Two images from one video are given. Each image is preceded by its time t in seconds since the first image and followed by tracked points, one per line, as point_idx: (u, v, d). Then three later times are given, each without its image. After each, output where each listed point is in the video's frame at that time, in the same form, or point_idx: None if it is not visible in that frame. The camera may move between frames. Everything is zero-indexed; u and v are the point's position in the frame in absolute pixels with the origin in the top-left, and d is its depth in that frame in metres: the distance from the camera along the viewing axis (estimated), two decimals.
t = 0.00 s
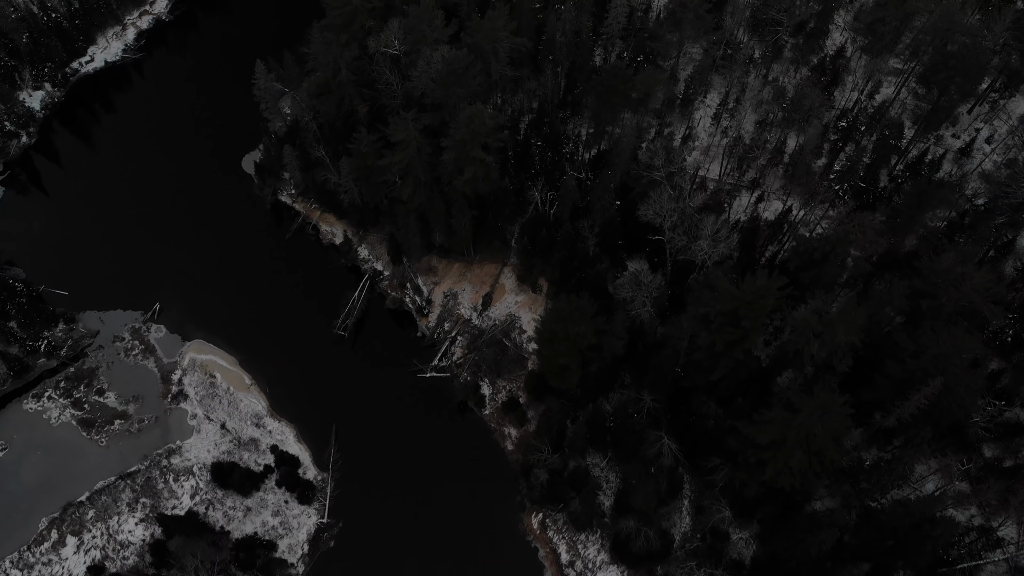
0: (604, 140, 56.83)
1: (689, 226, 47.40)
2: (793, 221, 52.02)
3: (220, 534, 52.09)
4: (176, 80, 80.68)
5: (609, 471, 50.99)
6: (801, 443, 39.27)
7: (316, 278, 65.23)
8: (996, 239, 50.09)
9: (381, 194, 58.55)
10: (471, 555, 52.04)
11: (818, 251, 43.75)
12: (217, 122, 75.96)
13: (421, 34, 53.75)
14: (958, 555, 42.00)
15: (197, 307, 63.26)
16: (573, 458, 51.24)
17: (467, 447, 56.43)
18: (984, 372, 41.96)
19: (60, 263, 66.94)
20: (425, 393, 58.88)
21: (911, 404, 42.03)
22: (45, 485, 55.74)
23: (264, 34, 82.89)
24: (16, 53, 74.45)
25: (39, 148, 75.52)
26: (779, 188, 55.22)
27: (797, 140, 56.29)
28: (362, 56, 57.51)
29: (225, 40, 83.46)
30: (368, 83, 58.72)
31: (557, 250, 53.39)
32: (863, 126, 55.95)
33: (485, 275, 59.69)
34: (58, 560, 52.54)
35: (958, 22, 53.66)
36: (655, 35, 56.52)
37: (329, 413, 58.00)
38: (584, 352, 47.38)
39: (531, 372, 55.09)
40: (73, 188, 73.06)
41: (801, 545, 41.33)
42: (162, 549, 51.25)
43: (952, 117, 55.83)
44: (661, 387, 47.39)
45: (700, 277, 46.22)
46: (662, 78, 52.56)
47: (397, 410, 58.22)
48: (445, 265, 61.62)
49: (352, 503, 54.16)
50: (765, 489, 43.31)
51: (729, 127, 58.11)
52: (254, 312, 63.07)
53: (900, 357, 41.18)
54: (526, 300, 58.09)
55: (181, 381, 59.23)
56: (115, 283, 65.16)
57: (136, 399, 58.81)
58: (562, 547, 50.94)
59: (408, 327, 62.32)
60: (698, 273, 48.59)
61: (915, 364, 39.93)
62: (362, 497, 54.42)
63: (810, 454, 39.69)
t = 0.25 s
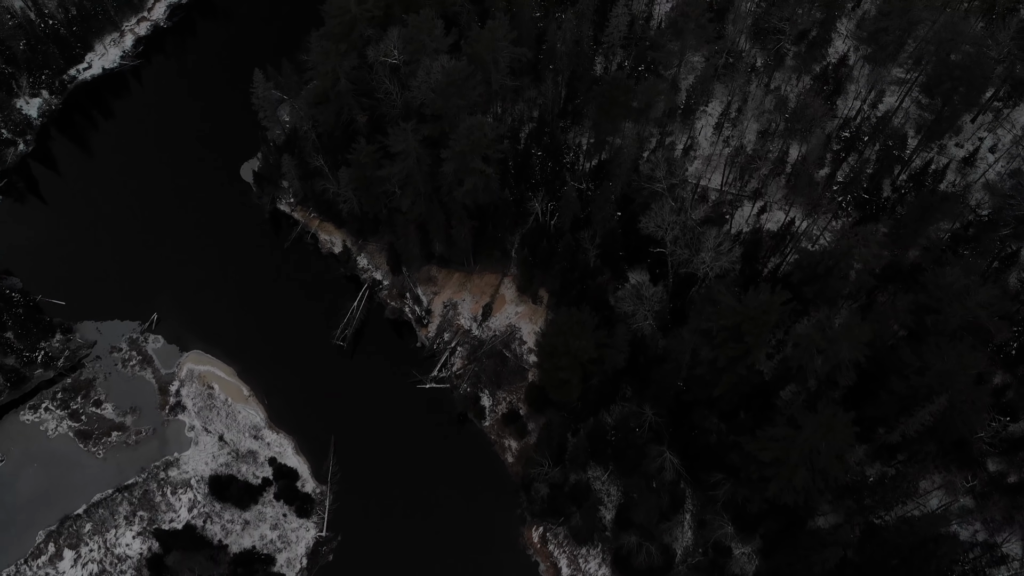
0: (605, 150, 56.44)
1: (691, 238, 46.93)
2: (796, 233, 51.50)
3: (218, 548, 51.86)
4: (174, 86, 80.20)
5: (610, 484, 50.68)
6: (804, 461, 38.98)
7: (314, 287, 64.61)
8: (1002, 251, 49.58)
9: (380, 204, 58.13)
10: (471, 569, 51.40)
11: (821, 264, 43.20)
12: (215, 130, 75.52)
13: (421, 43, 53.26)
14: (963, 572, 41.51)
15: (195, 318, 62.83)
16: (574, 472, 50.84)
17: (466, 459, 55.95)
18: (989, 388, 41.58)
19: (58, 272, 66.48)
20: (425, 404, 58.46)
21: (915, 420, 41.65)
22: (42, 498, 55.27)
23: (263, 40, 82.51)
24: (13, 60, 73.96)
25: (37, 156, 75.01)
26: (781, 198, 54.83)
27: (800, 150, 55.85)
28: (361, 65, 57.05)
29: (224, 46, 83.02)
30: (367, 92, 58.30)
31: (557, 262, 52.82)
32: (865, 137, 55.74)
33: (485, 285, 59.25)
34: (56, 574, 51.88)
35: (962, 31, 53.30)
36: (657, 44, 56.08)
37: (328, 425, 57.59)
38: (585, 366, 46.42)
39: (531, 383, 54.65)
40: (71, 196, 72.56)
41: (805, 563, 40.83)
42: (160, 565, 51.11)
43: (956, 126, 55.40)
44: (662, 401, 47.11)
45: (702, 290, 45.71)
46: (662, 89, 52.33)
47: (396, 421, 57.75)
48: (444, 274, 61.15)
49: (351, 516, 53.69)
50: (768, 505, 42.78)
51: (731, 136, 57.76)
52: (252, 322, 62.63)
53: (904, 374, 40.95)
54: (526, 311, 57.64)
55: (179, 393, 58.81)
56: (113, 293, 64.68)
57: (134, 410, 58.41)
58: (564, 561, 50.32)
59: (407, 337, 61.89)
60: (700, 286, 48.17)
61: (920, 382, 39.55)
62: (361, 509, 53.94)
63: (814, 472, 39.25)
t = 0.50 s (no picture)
0: (606, 159, 56.09)
1: (692, 251, 46.45)
2: (799, 243, 51.21)
3: (216, 559, 51.48)
4: (173, 92, 79.78)
5: (612, 496, 50.34)
6: (808, 477, 38.47)
7: (313, 296, 64.36)
8: (1006, 261, 49.20)
9: (380, 213, 57.74)
10: None
11: (822, 277, 43.07)
12: (214, 136, 75.11)
13: (420, 52, 52.89)
14: None
15: (193, 327, 62.42)
16: (575, 484, 50.47)
17: (466, 470, 55.33)
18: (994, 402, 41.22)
19: (55, 280, 66.08)
20: (425, 414, 57.98)
21: (919, 435, 41.23)
22: (40, 508, 54.90)
23: (263, 46, 82.16)
24: (11, 66, 73.48)
25: (34, 163, 74.54)
26: (784, 207, 54.54)
27: (803, 158, 55.49)
28: (360, 74, 56.68)
29: (223, 51, 82.62)
30: (366, 100, 57.92)
31: (558, 272, 52.32)
32: (869, 146, 55.18)
33: (485, 294, 58.84)
34: None
35: (965, 40, 53.13)
36: (658, 52, 55.95)
37: (327, 435, 57.17)
38: (586, 379, 45.97)
39: (532, 394, 54.20)
40: (68, 203, 72.12)
41: None
42: None
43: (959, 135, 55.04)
44: (664, 414, 46.57)
45: (703, 301, 45.39)
46: (663, 98, 52.09)
47: (396, 432, 57.28)
48: (444, 283, 60.80)
49: (349, 528, 53.21)
50: (770, 519, 42.34)
51: (732, 145, 57.38)
52: (251, 331, 62.24)
53: (908, 389, 40.74)
54: (527, 320, 57.21)
55: (177, 403, 58.45)
56: (111, 302, 64.32)
57: (132, 420, 58.05)
58: (564, 574, 49.86)
59: (407, 346, 61.50)
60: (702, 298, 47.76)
61: (925, 397, 39.33)
62: (360, 521, 53.40)
63: (818, 488, 38.77)
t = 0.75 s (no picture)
0: (607, 169, 55.67)
1: (694, 265, 45.96)
2: (802, 256, 50.88)
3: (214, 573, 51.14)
4: (171, 99, 79.32)
5: (613, 509, 49.74)
6: (812, 496, 38.00)
7: (312, 305, 63.90)
8: (1010, 274, 48.77)
9: (379, 223, 57.31)
10: None
11: (824, 291, 42.83)
12: (212, 143, 74.70)
13: (420, 62, 52.50)
14: None
15: (191, 337, 62.00)
16: (576, 498, 50.05)
17: (466, 482, 54.75)
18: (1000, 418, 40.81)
19: (53, 290, 65.64)
20: (425, 426, 57.44)
21: (924, 452, 40.82)
22: (37, 521, 54.49)
23: (261, 52, 81.76)
24: (8, 74, 73.00)
25: (32, 171, 74.08)
26: (786, 218, 54.13)
27: (805, 168, 55.09)
28: (360, 83, 56.32)
29: (221, 57, 82.23)
30: (366, 110, 57.52)
31: (559, 283, 51.82)
32: (871, 156, 54.88)
33: (485, 304, 58.37)
34: None
35: (969, 50, 52.83)
36: (659, 62, 55.71)
37: (326, 447, 56.71)
38: (587, 393, 45.38)
39: (532, 406, 53.71)
40: (66, 211, 71.65)
41: None
42: None
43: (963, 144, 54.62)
44: (666, 429, 46.07)
45: (705, 315, 45.05)
46: (665, 109, 51.80)
47: (395, 444, 56.74)
48: (444, 293, 60.34)
49: (348, 542, 52.72)
50: (773, 536, 41.96)
51: (735, 154, 56.98)
52: (249, 341, 61.83)
53: (913, 406, 40.37)
54: (527, 331, 56.73)
55: (175, 414, 58.03)
56: (108, 312, 63.89)
57: (129, 432, 57.65)
58: None
59: (407, 357, 60.98)
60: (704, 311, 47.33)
61: (931, 414, 38.96)
62: (358, 535, 52.89)
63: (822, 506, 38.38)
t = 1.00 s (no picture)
0: (607, 178, 55.28)
1: (695, 277, 45.71)
2: (804, 268, 50.56)
3: None
4: (169, 105, 78.89)
5: (614, 522, 49.47)
6: (816, 512, 37.58)
7: (311, 314, 63.41)
8: (1014, 285, 48.42)
9: (379, 232, 56.90)
10: None
11: (827, 304, 42.56)
12: (211, 150, 74.31)
13: (419, 70, 52.18)
14: None
15: (190, 346, 61.60)
16: (576, 511, 49.82)
17: (465, 493, 54.26)
18: (1005, 433, 40.45)
19: (51, 299, 65.25)
20: (424, 436, 56.88)
21: (928, 468, 40.59)
22: (34, 532, 54.09)
23: (260, 57, 81.35)
24: (5, 80, 72.55)
25: (30, 178, 73.69)
26: (788, 227, 53.75)
27: (808, 177, 54.76)
28: (359, 92, 55.99)
29: (220, 63, 81.81)
30: (365, 118, 57.20)
31: (560, 293, 51.40)
32: (873, 166, 54.61)
33: (485, 313, 57.98)
34: None
35: (972, 59, 52.55)
36: (660, 71, 55.38)
37: (325, 458, 56.34)
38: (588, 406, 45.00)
39: (533, 417, 53.30)
40: (64, 218, 71.23)
41: None
42: None
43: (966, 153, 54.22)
44: (668, 442, 45.71)
45: (707, 327, 44.75)
46: (666, 119, 51.53)
47: (394, 454, 56.27)
48: (444, 302, 59.91)
49: (347, 554, 52.30)
50: (775, 551, 41.58)
51: (737, 163, 56.59)
52: (248, 350, 61.47)
53: (917, 420, 39.87)
54: (528, 341, 56.29)
55: (173, 425, 57.64)
56: (106, 320, 63.53)
57: (127, 442, 57.26)
58: None
59: (406, 366, 60.52)
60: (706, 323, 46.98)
61: (934, 429, 38.71)
62: (357, 547, 52.47)
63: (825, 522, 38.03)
